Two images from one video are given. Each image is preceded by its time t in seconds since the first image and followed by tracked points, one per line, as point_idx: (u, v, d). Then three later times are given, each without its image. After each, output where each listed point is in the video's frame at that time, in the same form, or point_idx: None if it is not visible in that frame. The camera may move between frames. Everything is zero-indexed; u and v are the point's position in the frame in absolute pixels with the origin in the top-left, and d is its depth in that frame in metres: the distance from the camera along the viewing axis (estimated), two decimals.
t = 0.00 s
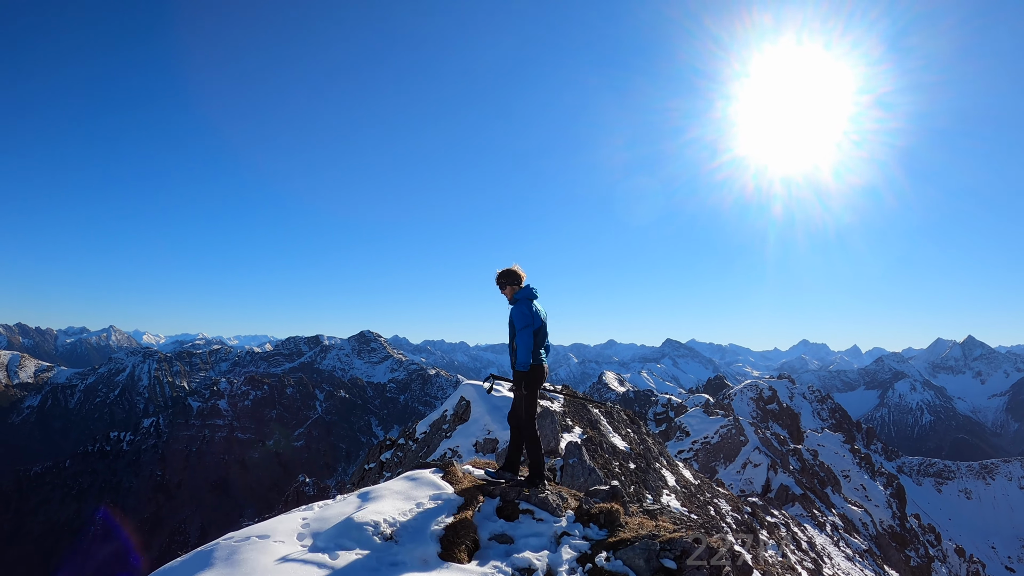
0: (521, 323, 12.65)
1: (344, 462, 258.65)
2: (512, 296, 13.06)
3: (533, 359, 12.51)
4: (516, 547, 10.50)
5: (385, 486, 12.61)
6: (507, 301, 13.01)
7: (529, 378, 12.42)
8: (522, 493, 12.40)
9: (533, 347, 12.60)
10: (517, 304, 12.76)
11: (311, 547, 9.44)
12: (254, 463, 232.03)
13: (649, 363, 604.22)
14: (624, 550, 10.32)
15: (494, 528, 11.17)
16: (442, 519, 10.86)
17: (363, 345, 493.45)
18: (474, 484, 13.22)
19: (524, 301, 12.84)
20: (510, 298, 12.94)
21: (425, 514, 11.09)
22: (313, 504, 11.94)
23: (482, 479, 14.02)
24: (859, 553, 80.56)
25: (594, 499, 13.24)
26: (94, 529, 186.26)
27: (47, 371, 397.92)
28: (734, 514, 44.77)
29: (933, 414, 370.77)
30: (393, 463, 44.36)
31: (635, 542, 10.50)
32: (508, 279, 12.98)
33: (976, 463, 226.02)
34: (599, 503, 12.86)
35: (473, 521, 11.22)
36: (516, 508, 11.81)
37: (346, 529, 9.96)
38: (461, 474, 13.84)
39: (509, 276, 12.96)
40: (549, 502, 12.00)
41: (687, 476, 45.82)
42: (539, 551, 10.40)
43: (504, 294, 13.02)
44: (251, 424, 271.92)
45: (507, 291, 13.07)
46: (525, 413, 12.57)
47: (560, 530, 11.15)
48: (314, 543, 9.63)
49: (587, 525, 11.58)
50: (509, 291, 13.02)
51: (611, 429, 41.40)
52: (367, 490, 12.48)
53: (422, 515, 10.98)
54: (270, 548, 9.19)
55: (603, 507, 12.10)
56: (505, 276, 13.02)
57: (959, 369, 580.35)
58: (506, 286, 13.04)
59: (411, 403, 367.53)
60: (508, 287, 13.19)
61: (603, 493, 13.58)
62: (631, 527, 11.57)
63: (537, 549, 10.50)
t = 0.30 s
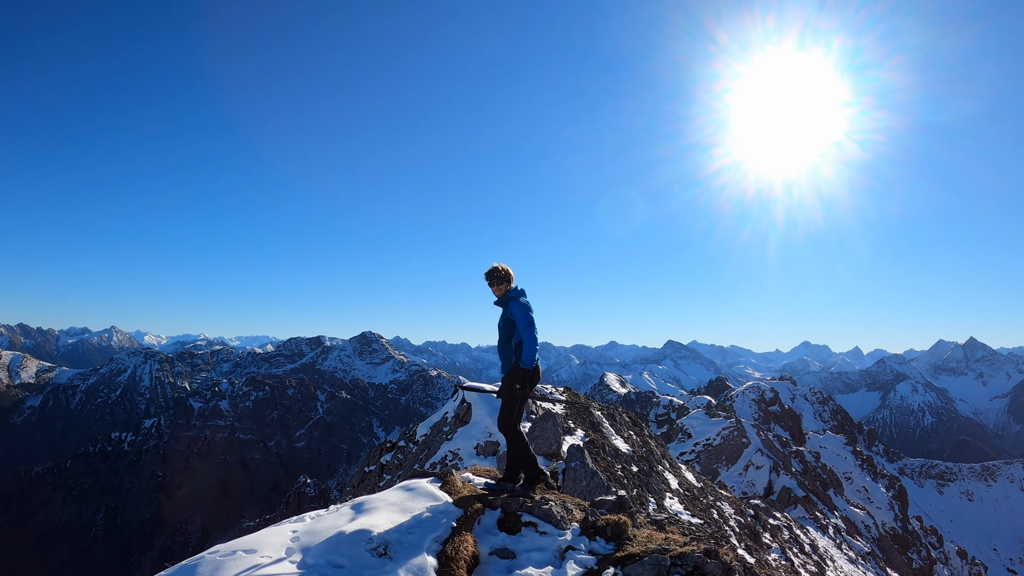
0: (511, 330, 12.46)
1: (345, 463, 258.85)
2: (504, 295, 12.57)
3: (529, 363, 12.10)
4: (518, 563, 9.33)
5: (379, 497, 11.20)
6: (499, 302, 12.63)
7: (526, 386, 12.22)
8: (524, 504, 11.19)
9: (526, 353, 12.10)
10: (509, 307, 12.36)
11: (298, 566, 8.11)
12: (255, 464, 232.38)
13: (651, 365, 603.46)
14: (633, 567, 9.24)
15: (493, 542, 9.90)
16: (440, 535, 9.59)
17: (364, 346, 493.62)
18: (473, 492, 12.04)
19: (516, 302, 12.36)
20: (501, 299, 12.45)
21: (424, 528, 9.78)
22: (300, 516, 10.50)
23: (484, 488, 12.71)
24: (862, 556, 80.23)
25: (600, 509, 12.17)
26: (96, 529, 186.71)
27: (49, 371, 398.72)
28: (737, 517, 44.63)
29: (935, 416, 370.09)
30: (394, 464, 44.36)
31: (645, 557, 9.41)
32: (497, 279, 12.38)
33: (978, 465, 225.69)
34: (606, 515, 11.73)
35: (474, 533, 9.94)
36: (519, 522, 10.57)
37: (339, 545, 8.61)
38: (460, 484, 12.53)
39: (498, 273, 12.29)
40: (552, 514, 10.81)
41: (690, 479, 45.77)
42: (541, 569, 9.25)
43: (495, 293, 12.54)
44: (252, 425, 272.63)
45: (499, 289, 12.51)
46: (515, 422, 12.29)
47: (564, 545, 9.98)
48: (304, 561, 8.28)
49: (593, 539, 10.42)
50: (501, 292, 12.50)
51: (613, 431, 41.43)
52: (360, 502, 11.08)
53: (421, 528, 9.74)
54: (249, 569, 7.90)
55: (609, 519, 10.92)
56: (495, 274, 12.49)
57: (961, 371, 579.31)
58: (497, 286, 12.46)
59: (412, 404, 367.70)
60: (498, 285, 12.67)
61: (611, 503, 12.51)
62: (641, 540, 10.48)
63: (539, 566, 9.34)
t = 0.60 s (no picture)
0: (503, 319, 11.17)
1: (345, 463, 258.47)
2: (497, 283, 11.41)
3: (527, 358, 10.94)
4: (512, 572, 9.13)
5: (366, 504, 10.90)
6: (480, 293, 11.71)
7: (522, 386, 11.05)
8: (521, 509, 11.06)
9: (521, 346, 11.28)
10: (501, 295, 11.26)
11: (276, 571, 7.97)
12: (255, 464, 232.41)
13: (650, 365, 603.66)
14: None
15: (486, 549, 9.71)
16: (431, 541, 9.51)
17: (364, 345, 492.92)
18: (467, 496, 11.82)
19: (512, 292, 11.21)
20: (492, 286, 11.41)
21: (413, 536, 9.65)
22: (286, 517, 10.21)
23: (479, 490, 12.41)
24: (862, 556, 80.41)
25: (602, 514, 11.85)
26: (95, 529, 186.44)
27: (48, 371, 398.06)
28: (738, 517, 44.73)
29: (935, 416, 370.47)
30: (391, 465, 44.47)
31: (648, 566, 9.19)
32: (488, 264, 11.25)
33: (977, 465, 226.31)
34: (606, 520, 11.49)
35: (466, 541, 9.81)
36: (514, 526, 10.39)
37: (319, 555, 8.46)
38: (454, 486, 12.28)
39: (487, 257, 11.12)
40: (551, 518, 10.68)
41: (691, 480, 45.82)
42: None
43: (484, 282, 11.42)
44: (252, 424, 272.67)
45: (488, 278, 11.30)
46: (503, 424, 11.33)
47: (564, 553, 9.78)
48: (283, 567, 8.10)
49: (595, 544, 10.24)
50: (493, 279, 11.31)
51: (613, 431, 41.47)
52: (349, 504, 10.83)
53: (411, 536, 9.58)
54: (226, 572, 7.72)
55: (612, 524, 10.76)
56: (484, 259, 11.32)
57: (961, 371, 580.27)
58: (487, 274, 11.27)
59: (411, 404, 367.80)
60: (486, 272, 11.61)
61: (612, 507, 12.16)
62: (644, 547, 10.22)
63: None
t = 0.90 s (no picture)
0: (492, 319, 9.99)
1: (342, 461, 258.26)
2: (485, 282, 10.37)
3: (517, 364, 9.81)
4: None
5: (343, 517, 9.16)
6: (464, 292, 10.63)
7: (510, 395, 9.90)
8: (512, 522, 9.32)
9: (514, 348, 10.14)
10: (488, 295, 10.17)
11: None
12: (252, 462, 232.22)
13: (647, 363, 604.74)
14: None
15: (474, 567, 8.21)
16: (415, 558, 7.93)
17: (361, 344, 492.06)
18: (456, 504, 10.32)
19: (500, 291, 10.08)
20: (480, 284, 10.31)
21: (395, 553, 8.04)
22: (256, 533, 8.66)
23: (467, 500, 11.00)
24: (861, 555, 80.71)
25: (598, 527, 10.39)
26: (93, 528, 186.20)
27: (45, 370, 396.68)
28: (736, 517, 44.62)
29: (931, 414, 372.32)
30: (386, 465, 44.51)
31: None
32: (474, 258, 10.15)
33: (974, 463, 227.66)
34: (607, 534, 10.06)
35: (453, 557, 8.26)
36: (505, 542, 8.73)
37: None
38: (440, 496, 10.74)
39: (474, 248, 10.09)
40: (545, 531, 8.99)
41: (689, 479, 45.78)
42: None
43: (470, 281, 10.35)
44: (249, 422, 272.31)
45: (474, 275, 10.24)
46: (494, 431, 10.11)
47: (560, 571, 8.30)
48: None
49: (592, 562, 8.80)
50: (480, 277, 10.25)
51: (610, 431, 41.49)
52: (329, 517, 9.19)
53: (392, 552, 8.05)
54: None
55: (609, 537, 9.27)
56: (469, 253, 10.28)
57: (957, 370, 583.17)
58: (473, 272, 10.19)
59: (409, 402, 367.92)
60: (473, 267, 10.46)
61: (611, 518, 10.68)
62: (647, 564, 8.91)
63: None
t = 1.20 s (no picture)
0: (487, 306, 9.38)
1: (337, 459, 257.08)
2: (481, 263, 9.66)
3: (512, 359, 9.23)
4: None
5: (327, 521, 8.84)
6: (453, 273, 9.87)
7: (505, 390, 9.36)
8: (509, 528, 9.07)
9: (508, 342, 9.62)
10: (483, 278, 9.50)
11: None
12: (246, 460, 231.17)
13: (642, 360, 606.42)
14: None
15: None
16: (402, 568, 7.60)
17: (356, 342, 490.21)
18: (446, 510, 9.90)
19: (496, 277, 9.42)
20: (474, 266, 9.61)
21: (380, 564, 7.74)
22: (234, 539, 8.39)
23: (459, 506, 10.54)
24: (856, 552, 81.36)
25: (601, 532, 10.14)
26: (87, 527, 185.14)
27: (38, 368, 393.50)
28: (733, 515, 44.77)
29: (925, 412, 375.52)
30: (380, 463, 44.36)
31: None
32: (468, 233, 9.36)
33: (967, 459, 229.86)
34: (610, 539, 9.69)
35: (443, 566, 7.99)
36: (499, 553, 8.38)
37: None
38: (431, 500, 10.34)
39: (471, 220, 9.39)
40: (544, 540, 8.71)
41: (685, 477, 45.90)
42: None
43: (464, 260, 9.59)
44: (243, 421, 270.61)
45: (472, 254, 9.49)
46: (489, 434, 9.47)
47: None
48: None
49: (595, 571, 8.44)
50: (476, 257, 9.55)
51: (606, 428, 41.51)
52: (313, 522, 8.83)
53: (378, 562, 7.73)
54: None
55: (613, 544, 8.99)
56: (463, 227, 9.51)
57: (951, 367, 587.07)
58: (469, 250, 9.46)
59: (403, 400, 366.79)
60: (467, 249, 9.71)
61: (615, 523, 10.44)
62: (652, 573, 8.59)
63: None
